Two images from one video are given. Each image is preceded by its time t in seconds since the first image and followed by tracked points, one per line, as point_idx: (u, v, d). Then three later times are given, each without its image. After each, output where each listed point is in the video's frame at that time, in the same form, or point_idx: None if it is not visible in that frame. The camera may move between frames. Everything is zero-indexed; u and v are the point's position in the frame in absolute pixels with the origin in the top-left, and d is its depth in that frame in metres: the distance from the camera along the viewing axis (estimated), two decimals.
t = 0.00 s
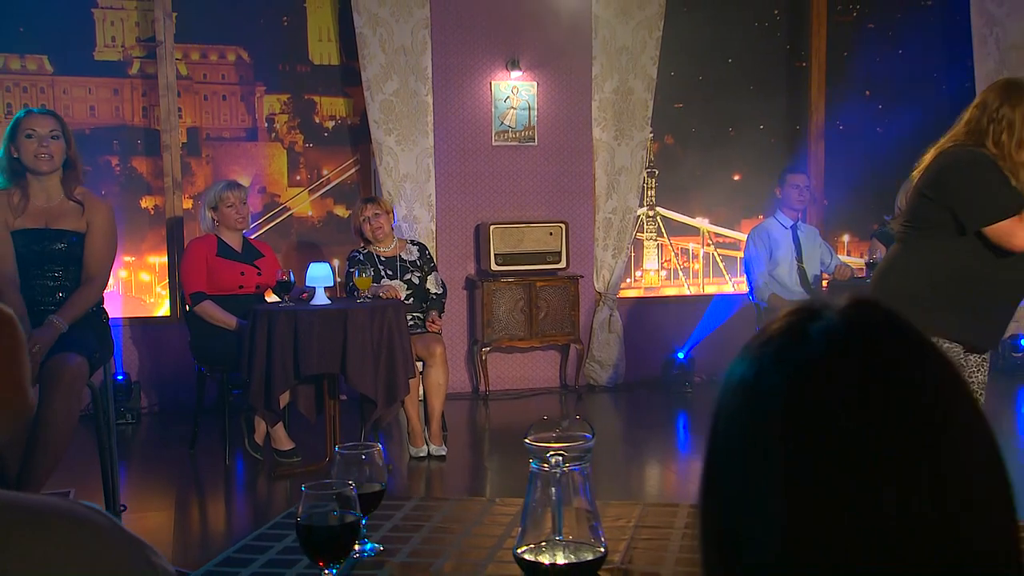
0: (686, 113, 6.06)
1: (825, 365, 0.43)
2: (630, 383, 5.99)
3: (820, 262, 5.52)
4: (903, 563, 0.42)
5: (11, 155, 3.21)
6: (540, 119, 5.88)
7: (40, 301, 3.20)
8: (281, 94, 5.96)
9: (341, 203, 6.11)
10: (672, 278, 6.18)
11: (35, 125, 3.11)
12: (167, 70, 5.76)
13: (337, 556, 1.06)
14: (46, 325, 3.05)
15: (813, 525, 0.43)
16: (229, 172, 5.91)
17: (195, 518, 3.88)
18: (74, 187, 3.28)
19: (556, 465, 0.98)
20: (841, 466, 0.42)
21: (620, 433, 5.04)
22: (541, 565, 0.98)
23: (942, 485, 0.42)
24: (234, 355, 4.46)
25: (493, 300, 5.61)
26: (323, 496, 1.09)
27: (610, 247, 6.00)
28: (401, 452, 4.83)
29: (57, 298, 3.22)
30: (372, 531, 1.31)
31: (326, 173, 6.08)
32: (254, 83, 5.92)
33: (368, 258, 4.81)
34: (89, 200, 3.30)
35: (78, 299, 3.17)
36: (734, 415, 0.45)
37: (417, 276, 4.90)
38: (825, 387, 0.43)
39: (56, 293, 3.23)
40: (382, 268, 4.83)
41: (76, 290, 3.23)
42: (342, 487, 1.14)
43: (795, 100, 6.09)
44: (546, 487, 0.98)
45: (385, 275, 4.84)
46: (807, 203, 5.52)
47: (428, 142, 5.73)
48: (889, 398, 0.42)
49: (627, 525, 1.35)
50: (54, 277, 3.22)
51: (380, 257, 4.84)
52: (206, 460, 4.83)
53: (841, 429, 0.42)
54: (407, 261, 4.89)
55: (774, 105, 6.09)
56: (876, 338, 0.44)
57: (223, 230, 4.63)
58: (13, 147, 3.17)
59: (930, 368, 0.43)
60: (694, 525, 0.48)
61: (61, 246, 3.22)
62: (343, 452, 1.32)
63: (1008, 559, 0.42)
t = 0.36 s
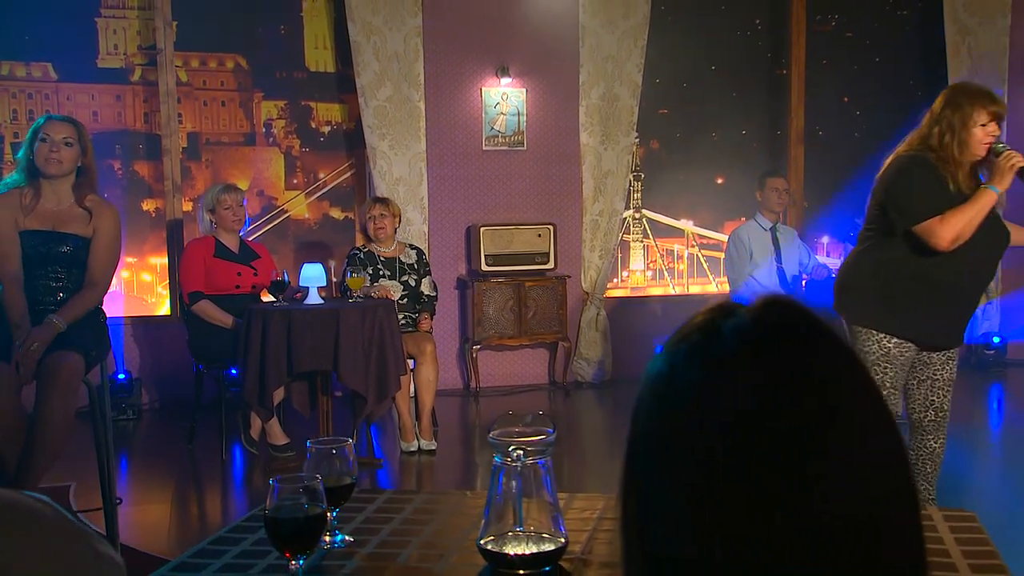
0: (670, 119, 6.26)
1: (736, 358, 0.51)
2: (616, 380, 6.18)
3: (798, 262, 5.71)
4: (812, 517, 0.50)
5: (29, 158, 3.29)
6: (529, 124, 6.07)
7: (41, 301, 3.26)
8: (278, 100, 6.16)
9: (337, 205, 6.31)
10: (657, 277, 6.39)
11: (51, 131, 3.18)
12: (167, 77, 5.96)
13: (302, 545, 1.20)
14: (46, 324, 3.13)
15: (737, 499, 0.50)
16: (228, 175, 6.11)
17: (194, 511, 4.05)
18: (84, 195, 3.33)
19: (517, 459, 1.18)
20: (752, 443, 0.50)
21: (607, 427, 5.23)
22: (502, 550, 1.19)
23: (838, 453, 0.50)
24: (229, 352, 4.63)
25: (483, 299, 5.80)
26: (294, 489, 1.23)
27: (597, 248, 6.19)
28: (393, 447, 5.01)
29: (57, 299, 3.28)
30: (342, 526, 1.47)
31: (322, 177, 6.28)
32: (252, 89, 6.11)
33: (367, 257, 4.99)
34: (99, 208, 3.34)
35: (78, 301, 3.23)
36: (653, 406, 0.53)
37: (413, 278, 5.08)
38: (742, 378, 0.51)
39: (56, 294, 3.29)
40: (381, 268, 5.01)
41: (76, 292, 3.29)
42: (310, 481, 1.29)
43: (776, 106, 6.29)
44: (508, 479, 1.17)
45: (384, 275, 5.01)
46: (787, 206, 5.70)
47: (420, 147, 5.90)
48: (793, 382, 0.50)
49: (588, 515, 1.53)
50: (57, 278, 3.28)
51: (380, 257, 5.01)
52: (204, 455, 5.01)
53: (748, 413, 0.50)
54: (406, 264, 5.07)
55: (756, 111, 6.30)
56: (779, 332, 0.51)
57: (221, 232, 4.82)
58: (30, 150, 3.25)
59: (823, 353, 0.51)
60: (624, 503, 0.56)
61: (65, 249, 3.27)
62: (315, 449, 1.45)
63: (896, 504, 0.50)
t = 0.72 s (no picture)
0: (658, 125, 6.46)
1: (679, 355, 0.55)
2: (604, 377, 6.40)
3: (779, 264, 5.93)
4: (756, 501, 0.55)
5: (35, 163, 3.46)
6: (520, 130, 6.28)
7: (42, 301, 3.44)
8: (277, 107, 6.36)
9: (335, 208, 6.52)
10: (645, 279, 6.61)
11: (57, 139, 3.35)
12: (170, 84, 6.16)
13: (275, 538, 1.32)
14: (47, 323, 3.30)
15: (685, 485, 0.55)
16: (229, 178, 6.33)
17: (197, 505, 4.23)
18: (89, 202, 3.54)
19: (485, 453, 1.31)
20: (698, 432, 0.55)
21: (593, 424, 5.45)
22: (471, 541, 1.33)
23: (776, 440, 0.55)
24: (228, 351, 4.84)
25: (476, 299, 5.99)
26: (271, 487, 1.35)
27: (586, 250, 6.40)
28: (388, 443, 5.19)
29: (57, 298, 3.46)
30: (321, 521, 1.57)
31: (321, 181, 6.49)
32: (252, 97, 6.31)
33: (365, 259, 5.17)
34: (103, 214, 3.54)
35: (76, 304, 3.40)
36: (604, 400, 0.57)
37: (409, 280, 5.29)
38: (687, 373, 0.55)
39: (56, 293, 3.47)
40: (379, 270, 5.20)
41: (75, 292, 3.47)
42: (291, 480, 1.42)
43: (760, 112, 6.50)
44: (477, 472, 1.32)
45: (381, 277, 5.21)
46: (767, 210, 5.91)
47: (415, 151, 6.11)
48: (739, 375, 0.55)
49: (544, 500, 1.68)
50: (57, 279, 3.47)
51: (377, 259, 5.21)
52: (206, 450, 5.22)
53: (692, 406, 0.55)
54: (403, 266, 5.28)
55: (740, 117, 6.51)
56: (718, 329, 0.56)
57: (224, 234, 5.03)
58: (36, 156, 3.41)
59: (760, 349, 0.56)
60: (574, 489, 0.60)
61: (65, 252, 3.45)
62: (293, 446, 1.56)
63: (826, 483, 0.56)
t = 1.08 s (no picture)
0: (646, 130, 6.68)
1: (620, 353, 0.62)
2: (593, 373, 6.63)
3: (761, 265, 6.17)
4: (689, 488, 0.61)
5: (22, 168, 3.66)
6: (511, 134, 6.49)
7: (41, 299, 3.66)
8: (277, 112, 6.58)
9: (333, 211, 6.75)
10: (633, 278, 6.84)
11: (44, 142, 3.57)
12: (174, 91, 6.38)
13: (249, 529, 1.36)
14: (46, 322, 3.50)
15: (621, 470, 0.61)
16: (231, 182, 6.55)
17: (200, 496, 4.44)
18: (78, 202, 3.76)
19: (455, 445, 1.34)
20: (636, 423, 0.61)
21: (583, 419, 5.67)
22: (440, 531, 1.35)
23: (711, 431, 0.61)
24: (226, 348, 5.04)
25: (468, 298, 6.16)
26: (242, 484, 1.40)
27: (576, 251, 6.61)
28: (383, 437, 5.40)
29: (57, 297, 3.69)
30: (295, 510, 1.63)
31: (319, 184, 6.71)
32: (253, 103, 6.53)
33: (354, 259, 5.39)
34: (90, 213, 3.77)
35: (72, 302, 3.60)
36: (549, 395, 0.63)
37: (399, 277, 5.49)
38: (627, 369, 0.62)
39: (55, 292, 3.70)
40: (368, 268, 5.41)
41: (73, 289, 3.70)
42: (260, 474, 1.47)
43: (744, 118, 6.73)
44: (447, 461, 1.35)
45: (370, 275, 5.41)
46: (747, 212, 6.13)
47: (410, 155, 6.32)
48: (676, 365, 0.62)
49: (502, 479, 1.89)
50: (53, 278, 3.69)
51: (366, 258, 5.42)
52: (208, 444, 5.44)
53: (631, 400, 0.61)
54: (391, 264, 5.49)
55: (725, 123, 6.73)
56: (658, 328, 0.62)
57: (221, 235, 5.24)
58: (24, 160, 3.62)
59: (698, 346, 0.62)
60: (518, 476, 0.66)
61: (60, 251, 3.68)
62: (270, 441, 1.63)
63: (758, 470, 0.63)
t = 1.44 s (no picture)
0: (633, 131, 6.92)
1: (553, 345, 0.63)
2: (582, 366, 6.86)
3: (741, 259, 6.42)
4: (620, 480, 0.63)
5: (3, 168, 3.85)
6: (503, 135, 6.71)
7: (40, 294, 3.87)
8: (277, 114, 6.81)
9: (330, 209, 6.98)
10: (621, 274, 7.06)
11: (22, 142, 3.76)
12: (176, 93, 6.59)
13: (224, 516, 1.42)
14: (44, 318, 3.70)
15: (551, 461, 0.63)
16: (231, 181, 6.77)
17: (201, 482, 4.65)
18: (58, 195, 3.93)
19: (425, 436, 1.39)
20: (568, 416, 0.62)
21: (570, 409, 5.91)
22: (411, 518, 1.41)
23: (642, 426, 0.63)
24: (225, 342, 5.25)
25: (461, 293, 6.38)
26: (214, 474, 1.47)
27: (566, 248, 6.83)
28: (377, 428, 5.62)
29: (54, 291, 3.89)
30: (274, 498, 1.70)
31: (317, 183, 6.93)
32: (253, 105, 6.76)
33: (344, 257, 5.60)
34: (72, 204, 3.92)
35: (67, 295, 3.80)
36: (483, 381, 0.64)
37: (388, 271, 5.71)
38: (559, 361, 0.63)
39: (53, 286, 3.90)
40: (357, 265, 5.64)
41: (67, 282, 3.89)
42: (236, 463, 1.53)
43: (728, 119, 6.96)
44: (416, 451, 1.41)
45: (360, 271, 5.65)
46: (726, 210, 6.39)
47: (404, 155, 6.54)
48: (608, 361, 0.63)
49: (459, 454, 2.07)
50: (49, 272, 3.88)
51: (354, 256, 5.64)
52: (209, 433, 5.66)
53: (564, 394, 0.62)
54: (379, 259, 5.70)
55: (708, 125, 6.99)
56: (592, 319, 0.63)
57: (221, 232, 5.46)
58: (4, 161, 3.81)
59: (632, 337, 0.63)
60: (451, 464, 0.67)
61: (50, 245, 3.86)
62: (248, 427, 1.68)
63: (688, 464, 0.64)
